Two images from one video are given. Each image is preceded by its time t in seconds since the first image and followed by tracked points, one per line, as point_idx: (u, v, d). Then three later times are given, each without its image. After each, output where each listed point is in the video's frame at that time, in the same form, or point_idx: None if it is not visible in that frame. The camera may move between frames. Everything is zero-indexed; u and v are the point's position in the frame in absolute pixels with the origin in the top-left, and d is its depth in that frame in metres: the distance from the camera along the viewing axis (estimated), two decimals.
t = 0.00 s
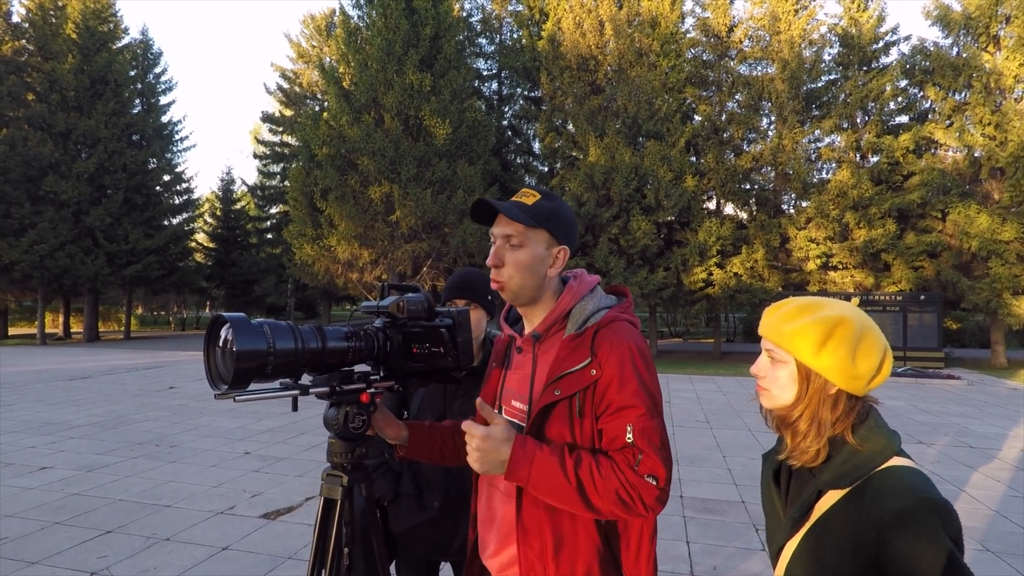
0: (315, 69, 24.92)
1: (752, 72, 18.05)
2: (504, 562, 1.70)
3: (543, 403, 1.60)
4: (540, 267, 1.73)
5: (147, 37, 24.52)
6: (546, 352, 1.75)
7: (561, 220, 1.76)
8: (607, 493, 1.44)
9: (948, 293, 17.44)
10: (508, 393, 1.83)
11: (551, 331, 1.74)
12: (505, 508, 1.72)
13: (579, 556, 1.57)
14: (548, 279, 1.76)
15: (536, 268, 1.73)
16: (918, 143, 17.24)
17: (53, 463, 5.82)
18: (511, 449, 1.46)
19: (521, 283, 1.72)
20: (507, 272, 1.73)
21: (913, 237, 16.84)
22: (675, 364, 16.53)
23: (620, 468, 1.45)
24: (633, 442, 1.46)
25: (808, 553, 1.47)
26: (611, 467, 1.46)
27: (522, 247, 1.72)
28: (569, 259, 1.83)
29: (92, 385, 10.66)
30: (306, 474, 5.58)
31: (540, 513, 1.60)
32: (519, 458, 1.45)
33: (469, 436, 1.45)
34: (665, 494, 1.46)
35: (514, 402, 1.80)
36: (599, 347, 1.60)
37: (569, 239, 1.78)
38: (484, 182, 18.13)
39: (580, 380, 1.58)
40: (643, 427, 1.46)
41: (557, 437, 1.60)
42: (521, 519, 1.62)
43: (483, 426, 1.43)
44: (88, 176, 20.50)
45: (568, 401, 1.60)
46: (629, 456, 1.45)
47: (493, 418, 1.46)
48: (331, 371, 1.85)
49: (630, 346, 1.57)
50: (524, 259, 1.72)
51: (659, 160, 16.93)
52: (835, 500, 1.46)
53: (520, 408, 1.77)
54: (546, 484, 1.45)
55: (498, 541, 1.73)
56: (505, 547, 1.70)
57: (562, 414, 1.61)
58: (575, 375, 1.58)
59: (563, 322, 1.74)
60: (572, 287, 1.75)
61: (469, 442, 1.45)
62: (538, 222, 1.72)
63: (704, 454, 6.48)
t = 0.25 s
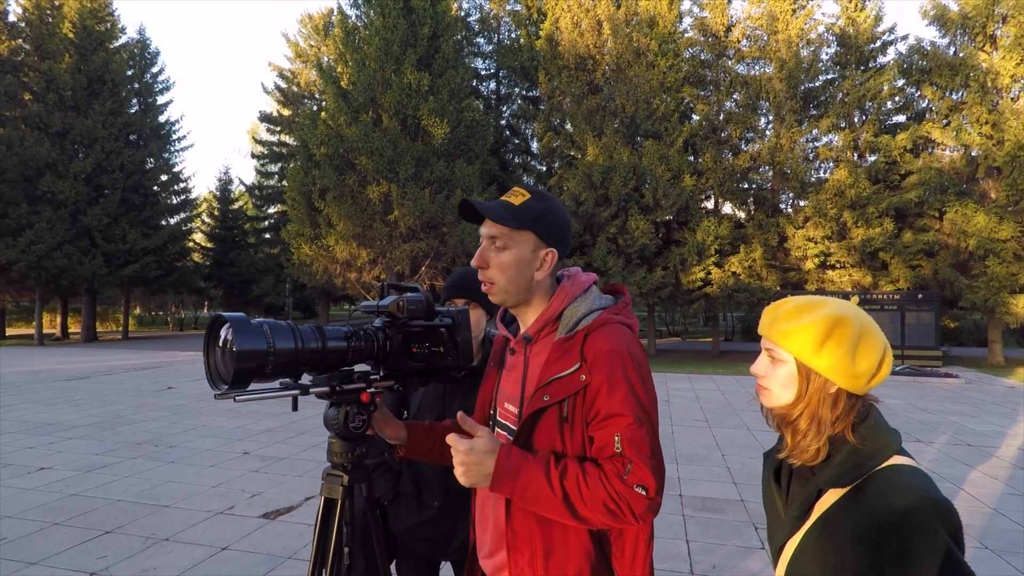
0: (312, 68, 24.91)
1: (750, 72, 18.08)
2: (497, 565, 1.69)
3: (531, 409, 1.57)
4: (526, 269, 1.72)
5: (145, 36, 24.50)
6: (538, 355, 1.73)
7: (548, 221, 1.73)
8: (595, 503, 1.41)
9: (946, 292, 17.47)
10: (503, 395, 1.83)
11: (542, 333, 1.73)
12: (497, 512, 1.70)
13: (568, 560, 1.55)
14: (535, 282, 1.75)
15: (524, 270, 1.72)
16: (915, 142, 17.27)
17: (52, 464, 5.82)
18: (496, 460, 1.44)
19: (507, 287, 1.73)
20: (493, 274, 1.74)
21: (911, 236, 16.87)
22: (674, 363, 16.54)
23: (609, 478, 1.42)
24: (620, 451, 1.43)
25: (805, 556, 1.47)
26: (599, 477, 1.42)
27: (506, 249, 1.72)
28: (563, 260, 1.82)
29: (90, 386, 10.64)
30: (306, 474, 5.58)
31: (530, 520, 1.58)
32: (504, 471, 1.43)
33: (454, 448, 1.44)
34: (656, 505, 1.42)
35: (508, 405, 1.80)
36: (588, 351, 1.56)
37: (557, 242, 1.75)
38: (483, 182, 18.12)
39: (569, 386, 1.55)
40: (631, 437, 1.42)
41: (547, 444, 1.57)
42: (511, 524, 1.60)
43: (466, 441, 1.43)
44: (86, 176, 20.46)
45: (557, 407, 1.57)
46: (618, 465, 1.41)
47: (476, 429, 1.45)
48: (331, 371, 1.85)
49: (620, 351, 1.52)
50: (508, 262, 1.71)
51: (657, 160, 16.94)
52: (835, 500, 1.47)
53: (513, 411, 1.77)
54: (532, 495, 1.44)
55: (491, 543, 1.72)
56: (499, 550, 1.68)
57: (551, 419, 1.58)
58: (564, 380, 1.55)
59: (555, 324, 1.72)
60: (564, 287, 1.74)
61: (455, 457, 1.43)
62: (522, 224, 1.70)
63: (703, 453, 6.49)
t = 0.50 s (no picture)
0: (312, 66, 24.89)
1: (751, 68, 18.04)
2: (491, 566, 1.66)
3: (517, 419, 1.51)
4: (508, 271, 1.65)
5: (145, 35, 24.48)
6: (526, 358, 1.65)
7: (532, 220, 1.64)
8: (584, 517, 1.37)
9: (947, 288, 17.45)
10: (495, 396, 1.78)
11: (531, 335, 1.64)
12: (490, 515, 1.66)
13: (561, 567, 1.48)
14: (519, 285, 1.66)
15: (508, 271, 1.65)
16: (917, 139, 17.24)
17: (54, 462, 5.83)
18: (482, 473, 1.43)
19: (491, 290, 1.67)
20: (477, 277, 1.68)
21: (912, 232, 16.85)
22: (675, 360, 16.55)
23: (599, 491, 1.36)
24: (607, 466, 1.37)
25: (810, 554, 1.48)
26: (587, 491, 1.37)
27: (485, 252, 1.65)
28: (556, 258, 1.71)
29: (92, 385, 10.66)
30: (308, 471, 5.59)
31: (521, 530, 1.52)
32: (488, 486, 1.41)
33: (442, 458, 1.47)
34: (649, 518, 1.37)
35: (498, 407, 1.76)
36: (574, 360, 1.50)
37: (543, 241, 1.65)
38: (483, 179, 18.09)
39: (555, 395, 1.49)
40: (619, 452, 1.36)
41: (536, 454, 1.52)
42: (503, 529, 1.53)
43: (452, 456, 1.44)
44: (86, 175, 20.46)
45: (545, 415, 1.51)
46: (607, 480, 1.36)
47: (459, 444, 1.45)
48: (333, 368, 1.84)
49: (610, 360, 1.45)
50: (489, 265, 1.65)
51: (658, 156, 16.92)
52: (848, 490, 1.46)
53: (503, 413, 1.72)
54: (519, 507, 1.40)
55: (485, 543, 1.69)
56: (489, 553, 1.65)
57: (538, 428, 1.52)
58: (550, 390, 1.49)
59: (544, 327, 1.63)
60: (556, 287, 1.64)
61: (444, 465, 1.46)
62: (504, 224, 1.62)
63: (705, 450, 6.49)
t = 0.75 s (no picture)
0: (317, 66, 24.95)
1: (756, 66, 17.98)
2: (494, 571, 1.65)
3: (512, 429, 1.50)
4: (494, 279, 1.61)
5: (150, 36, 24.57)
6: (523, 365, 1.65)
7: (513, 225, 1.57)
8: (581, 529, 1.35)
9: (954, 287, 17.37)
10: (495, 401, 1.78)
11: (526, 343, 1.64)
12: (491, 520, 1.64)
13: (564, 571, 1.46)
14: (507, 291, 1.63)
15: (495, 278, 1.62)
16: (923, 136, 17.14)
17: (61, 461, 5.85)
18: (476, 487, 1.41)
19: (476, 298, 1.66)
20: (465, 285, 1.66)
21: (919, 230, 16.76)
22: (680, 359, 16.51)
23: (597, 504, 1.34)
24: (600, 482, 1.34)
25: (822, 556, 1.46)
26: (584, 502, 1.35)
27: (467, 261, 1.63)
28: (548, 261, 1.65)
29: (98, 384, 10.70)
30: (313, 470, 5.60)
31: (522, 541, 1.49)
32: (483, 499, 1.39)
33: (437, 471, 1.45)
34: (649, 531, 1.34)
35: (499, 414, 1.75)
36: (566, 371, 1.47)
37: (526, 247, 1.58)
38: (488, 178, 18.08)
39: (548, 407, 1.46)
40: (614, 465, 1.33)
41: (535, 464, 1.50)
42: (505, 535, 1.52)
43: (444, 466, 1.42)
44: (92, 175, 20.55)
45: (541, 424, 1.49)
46: (604, 494, 1.33)
47: (453, 453, 1.42)
48: (338, 366, 1.84)
49: (602, 370, 1.40)
50: (470, 275, 1.63)
51: (663, 155, 16.87)
52: (858, 488, 1.44)
53: (502, 420, 1.71)
54: (515, 521, 1.38)
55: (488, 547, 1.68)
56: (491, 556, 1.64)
57: (535, 438, 1.50)
58: (544, 401, 1.47)
59: (538, 333, 1.62)
60: (548, 293, 1.61)
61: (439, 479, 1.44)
62: (482, 233, 1.58)
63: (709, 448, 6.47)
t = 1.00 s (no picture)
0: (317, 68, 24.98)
1: (756, 67, 18.01)
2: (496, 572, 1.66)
3: (514, 432, 1.49)
4: (496, 277, 1.61)
5: (150, 38, 24.60)
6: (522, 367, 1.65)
7: (514, 224, 1.57)
8: (585, 529, 1.35)
9: (954, 288, 17.37)
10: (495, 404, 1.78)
11: (525, 344, 1.64)
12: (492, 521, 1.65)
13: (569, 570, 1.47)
14: (509, 290, 1.63)
15: (498, 277, 1.61)
16: (923, 137, 17.14)
17: (62, 463, 5.85)
18: (479, 489, 1.41)
19: (478, 297, 1.65)
20: (465, 285, 1.66)
21: (920, 231, 16.75)
22: (681, 361, 16.51)
23: (600, 503, 1.34)
24: (605, 480, 1.34)
25: (826, 556, 1.47)
26: (588, 502, 1.35)
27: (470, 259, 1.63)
28: (549, 260, 1.66)
29: (99, 386, 10.71)
30: (314, 472, 5.60)
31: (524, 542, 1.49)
32: (488, 501, 1.40)
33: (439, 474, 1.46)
34: (653, 527, 1.34)
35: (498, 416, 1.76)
36: (566, 372, 1.47)
37: (529, 245, 1.59)
38: (488, 180, 18.08)
39: (548, 408, 1.46)
40: (617, 463, 1.33)
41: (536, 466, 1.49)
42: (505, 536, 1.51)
43: (447, 471, 1.43)
44: (93, 177, 20.58)
45: (542, 426, 1.49)
46: (608, 493, 1.33)
47: (457, 457, 1.43)
48: (338, 369, 1.84)
49: (601, 370, 1.40)
50: (475, 273, 1.62)
51: (663, 157, 16.87)
52: (851, 497, 1.45)
53: (503, 422, 1.72)
54: (520, 521, 1.38)
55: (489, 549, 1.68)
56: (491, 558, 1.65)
57: (536, 440, 1.49)
58: (545, 401, 1.47)
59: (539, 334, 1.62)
60: (549, 293, 1.61)
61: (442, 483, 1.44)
62: (485, 231, 1.58)
63: (711, 450, 6.48)
